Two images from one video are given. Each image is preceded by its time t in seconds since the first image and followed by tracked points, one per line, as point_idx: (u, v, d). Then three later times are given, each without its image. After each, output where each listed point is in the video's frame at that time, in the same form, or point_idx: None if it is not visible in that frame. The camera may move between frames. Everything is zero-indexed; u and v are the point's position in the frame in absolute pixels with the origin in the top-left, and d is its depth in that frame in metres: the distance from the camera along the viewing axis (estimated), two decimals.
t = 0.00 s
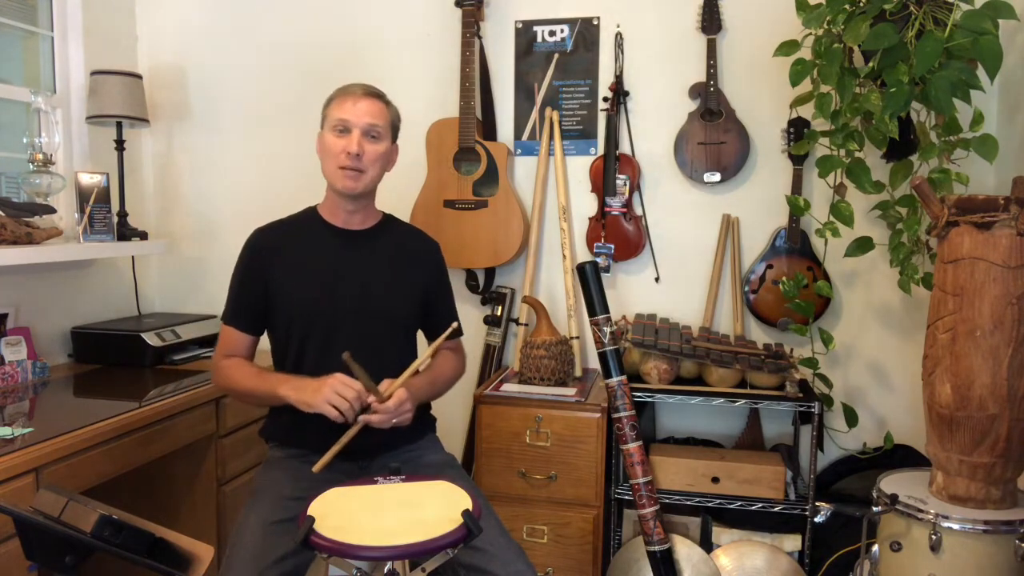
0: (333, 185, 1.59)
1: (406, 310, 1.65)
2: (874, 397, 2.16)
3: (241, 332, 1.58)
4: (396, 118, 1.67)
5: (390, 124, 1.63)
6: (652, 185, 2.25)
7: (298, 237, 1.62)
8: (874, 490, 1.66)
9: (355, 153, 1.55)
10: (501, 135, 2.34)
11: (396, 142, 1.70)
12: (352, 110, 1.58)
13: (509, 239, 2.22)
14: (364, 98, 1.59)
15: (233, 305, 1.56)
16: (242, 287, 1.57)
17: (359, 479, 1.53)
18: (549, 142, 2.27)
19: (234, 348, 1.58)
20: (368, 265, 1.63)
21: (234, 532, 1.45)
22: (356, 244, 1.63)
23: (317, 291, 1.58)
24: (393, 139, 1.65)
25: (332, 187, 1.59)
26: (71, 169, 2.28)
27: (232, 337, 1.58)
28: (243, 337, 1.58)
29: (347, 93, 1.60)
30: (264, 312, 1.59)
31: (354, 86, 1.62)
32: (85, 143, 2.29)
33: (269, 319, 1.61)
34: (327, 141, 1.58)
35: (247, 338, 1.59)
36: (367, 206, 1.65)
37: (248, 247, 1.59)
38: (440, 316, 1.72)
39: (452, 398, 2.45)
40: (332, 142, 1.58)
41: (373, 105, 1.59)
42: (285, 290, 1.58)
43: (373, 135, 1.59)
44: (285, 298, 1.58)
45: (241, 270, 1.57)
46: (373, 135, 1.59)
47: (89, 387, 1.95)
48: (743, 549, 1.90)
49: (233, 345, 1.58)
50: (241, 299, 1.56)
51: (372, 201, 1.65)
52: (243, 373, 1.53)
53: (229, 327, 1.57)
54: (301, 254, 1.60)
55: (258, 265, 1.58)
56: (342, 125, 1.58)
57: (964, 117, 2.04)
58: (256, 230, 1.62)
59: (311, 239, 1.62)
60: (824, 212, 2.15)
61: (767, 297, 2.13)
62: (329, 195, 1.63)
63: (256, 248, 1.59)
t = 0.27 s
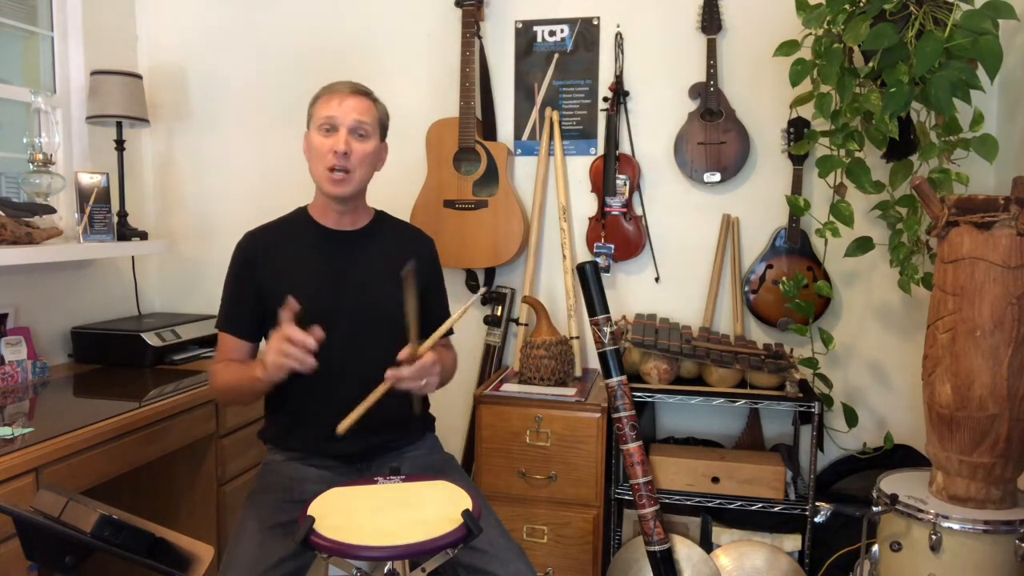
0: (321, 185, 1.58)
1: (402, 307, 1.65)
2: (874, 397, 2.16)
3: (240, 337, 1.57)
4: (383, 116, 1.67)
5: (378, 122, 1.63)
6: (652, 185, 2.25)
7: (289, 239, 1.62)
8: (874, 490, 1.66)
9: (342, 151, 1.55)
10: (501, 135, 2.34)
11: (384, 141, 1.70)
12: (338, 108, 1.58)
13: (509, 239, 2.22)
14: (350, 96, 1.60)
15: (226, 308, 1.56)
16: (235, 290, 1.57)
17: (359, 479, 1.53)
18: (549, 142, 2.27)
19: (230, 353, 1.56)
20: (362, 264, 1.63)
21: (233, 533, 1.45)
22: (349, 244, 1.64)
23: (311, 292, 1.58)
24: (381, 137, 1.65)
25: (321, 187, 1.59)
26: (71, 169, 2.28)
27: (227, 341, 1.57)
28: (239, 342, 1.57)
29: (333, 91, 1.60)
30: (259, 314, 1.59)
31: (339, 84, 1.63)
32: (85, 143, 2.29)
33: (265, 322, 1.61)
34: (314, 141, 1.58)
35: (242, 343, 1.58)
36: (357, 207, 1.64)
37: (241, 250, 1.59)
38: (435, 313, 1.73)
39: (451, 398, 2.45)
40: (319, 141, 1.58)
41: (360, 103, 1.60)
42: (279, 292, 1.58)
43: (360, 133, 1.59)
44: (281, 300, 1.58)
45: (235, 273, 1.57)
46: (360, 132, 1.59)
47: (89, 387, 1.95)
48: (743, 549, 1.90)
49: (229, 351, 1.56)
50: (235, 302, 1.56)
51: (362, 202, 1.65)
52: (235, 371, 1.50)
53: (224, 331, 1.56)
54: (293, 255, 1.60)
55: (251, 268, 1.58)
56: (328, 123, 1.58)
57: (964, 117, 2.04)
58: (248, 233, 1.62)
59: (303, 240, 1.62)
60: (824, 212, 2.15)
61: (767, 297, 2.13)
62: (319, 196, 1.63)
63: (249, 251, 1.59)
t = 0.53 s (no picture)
0: (320, 187, 1.58)
1: (401, 306, 1.65)
2: (874, 397, 2.16)
3: (240, 339, 1.57)
4: (381, 117, 1.67)
5: (376, 123, 1.63)
6: (652, 185, 2.25)
7: (286, 239, 1.61)
8: (874, 490, 1.66)
9: (340, 153, 1.55)
10: (501, 135, 2.34)
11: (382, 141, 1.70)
12: (336, 109, 1.57)
13: (508, 239, 2.22)
14: (348, 97, 1.59)
15: (224, 310, 1.56)
16: (233, 291, 1.57)
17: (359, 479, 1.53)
18: (549, 142, 2.27)
19: (229, 354, 1.57)
20: (360, 264, 1.63)
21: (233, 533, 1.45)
22: (348, 244, 1.64)
23: (309, 292, 1.58)
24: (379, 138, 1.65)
25: (319, 189, 1.59)
26: (71, 169, 2.28)
27: (224, 343, 1.57)
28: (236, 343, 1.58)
29: (330, 92, 1.60)
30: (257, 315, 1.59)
31: (337, 85, 1.62)
32: (85, 143, 2.29)
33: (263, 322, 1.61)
34: (312, 142, 1.58)
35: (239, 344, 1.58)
36: (354, 207, 1.64)
37: (239, 251, 1.59)
38: (434, 311, 1.73)
39: (451, 398, 2.45)
40: (317, 142, 1.57)
41: (357, 104, 1.59)
42: (277, 292, 1.58)
43: (358, 135, 1.59)
44: (278, 301, 1.58)
45: (232, 274, 1.57)
46: (358, 134, 1.59)
47: (89, 387, 1.94)
48: (743, 549, 1.90)
49: (228, 351, 1.57)
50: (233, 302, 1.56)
51: (359, 202, 1.65)
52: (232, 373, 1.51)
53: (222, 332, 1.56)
54: (290, 256, 1.60)
55: (249, 268, 1.58)
56: (326, 125, 1.57)
57: (964, 117, 2.04)
58: (245, 234, 1.62)
59: (301, 240, 1.62)
60: (824, 212, 2.15)
61: (767, 297, 2.13)
62: (316, 197, 1.63)
63: (247, 252, 1.59)
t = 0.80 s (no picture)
0: (321, 186, 1.59)
1: (401, 306, 1.64)
2: (874, 397, 2.16)
3: (240, 338, 1.58)
4: (386, 118, 1.67)
5: (380, 124, 1.63)
6: (652, 185, 2.25)
7: (286, 239, 1.61)
8: (874, 490, 1.66)
9: (341, 154, 1.55)
10: (501, 135, 2.34)
11: (387, 143, 1.70)
12: (340, 110, 1.58)
13: (508, 239, 2.22)
14: (353, 97, 1.59)
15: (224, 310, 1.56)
16: (233, 292, 1.57)
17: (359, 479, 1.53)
18: (549, 142, 2.27)
19: (229, 353, 1.58)
20: (361, 264, 1.63)
21: (234, 533, 1.45)
22: (348, 244, 1.64)
23: (310, 292, 1.58)
24: (383, 140, 1.65)
25: (320, 188, 1.59)
26: (71, 169, 2.28)
27: (226, 342, 1.58)
28: (238, 342, 1.58)
29: (336, 92, 1.60)
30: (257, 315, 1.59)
31: (344, 85, 1.62)
32: (85, 143, 2.29)
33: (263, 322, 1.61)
34: (315, 141, 1.58)
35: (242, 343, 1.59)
36: (356, 206, 1.64)
37: (239, 250, 1.59)
38: (435, 311, 1.73)
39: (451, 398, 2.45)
40: (319, 142, 1.58)
41: (362, 105, 1.60)
42: (277, 293, 1.58)
43: (361, 136, 1.59)
44: (279, 301, 1.58)
45: (233, 274, 1.57)
46: (361, 135, 1.59)
47: (89, 387, 1.94)
48: (743, 549, 1.90)
49: (229, 351, 1.58)
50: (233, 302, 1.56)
51: (361, 201, 1.65)
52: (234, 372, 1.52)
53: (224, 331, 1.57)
54: (290, 256, 1.59)
55: (249, 268, 1.58)
56: (329, 124, 1.57)
57: (964, 117, 2.04)
58: (246, 234, 1.62)
59: (302, 240, 1.62)
60: (824, 212, 2.15)
61: (767, 297, 2.13)
62: (319, 196, 1.63)
63: (247, 252, 1.59)
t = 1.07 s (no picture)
0: (320, 186, 1.59)
1: (401, 306, 1.65)
2: (874, 397, 2.16)
3: (240, 337, 1.57)
4: (392, 124, 1.67)
5: (384, 128, 1.63)
6: (652, 185, 2.25)
7: (287, 239, 1.61)
8: (874, 490, 1.66)
9: (339, 155, 1.55)
10: (501, 135, 2.34)
11: (391, 147, 1.70)
12: (343, 111, 1.58)
13: (509, 239, 2.22)
14: (357, 100, 1.60)
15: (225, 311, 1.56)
16: (233, 291, 1.57)
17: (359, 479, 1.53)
18: (549, 142, 2.27)
19: (228, 351, 1.57)
20: (362, 264, 1.63)
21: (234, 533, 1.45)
22: (349, 244, 1.64)
23: (310, 292, 1.58)
24: (385, 144, 1.64)
25: (319, 187, 1.60)
26: (71, 169, 2.28)
27: (227, 340, 1.57)
28: (238, 340, 1.58)
29: (342, 94, 1.61)
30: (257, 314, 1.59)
31: (350, 88, 1.63)
32: (85, 143, 2.29)
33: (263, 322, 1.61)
34: (318, 142, 1.59)
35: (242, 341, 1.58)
36: (356, 206, 1.64)
37: (240, 250, 1.59)
38: (435, 311, 1.73)
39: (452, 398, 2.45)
40: (321, 142, 1.58)
41: (366, 108, 1.60)
42: (278, 292, 1.58)
43: (363, 139, 1.59)
44: (279, 301, 1.58)
45: (234, 273, 1.57)
46: (363, 138, 1.59)
47: (89, 387, 1.94)
48: (743, 549, 1.90)
49: (229, 349, 1.57)
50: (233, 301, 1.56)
51: (362, 202, 1.65)
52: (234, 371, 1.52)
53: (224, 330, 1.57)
54: (291, 256, 1.59)
55: (250, 268, 1.58)
56: (332, 125, 1.58)
57: (964, 117, 2.04)
58: (247, 233, 1.62)
59: (303, 240, 1.61)
60: (824, 212, 2.15)
61: (767, 297, 2.13)
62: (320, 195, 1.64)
63: (248, 251, 1.59)
